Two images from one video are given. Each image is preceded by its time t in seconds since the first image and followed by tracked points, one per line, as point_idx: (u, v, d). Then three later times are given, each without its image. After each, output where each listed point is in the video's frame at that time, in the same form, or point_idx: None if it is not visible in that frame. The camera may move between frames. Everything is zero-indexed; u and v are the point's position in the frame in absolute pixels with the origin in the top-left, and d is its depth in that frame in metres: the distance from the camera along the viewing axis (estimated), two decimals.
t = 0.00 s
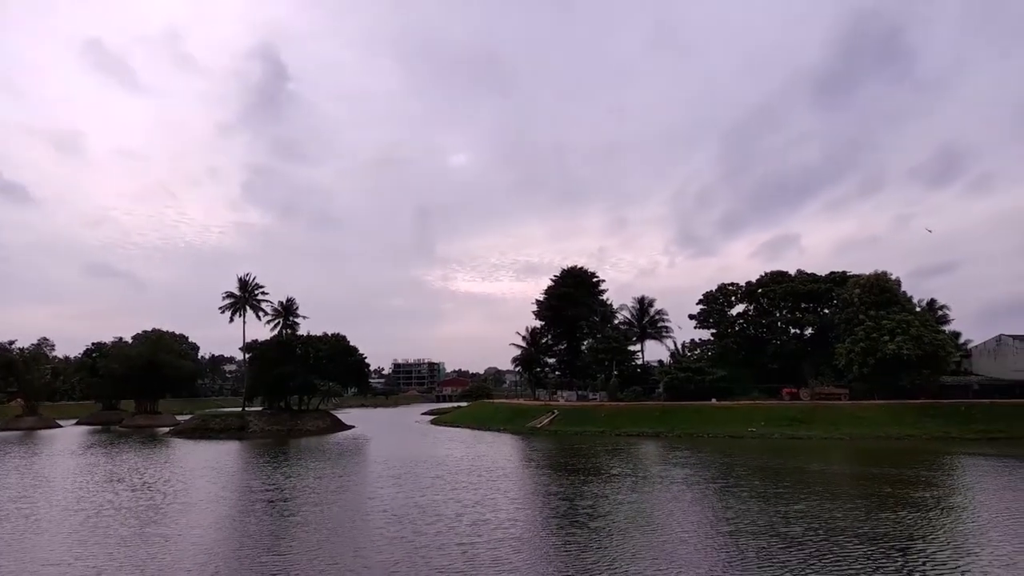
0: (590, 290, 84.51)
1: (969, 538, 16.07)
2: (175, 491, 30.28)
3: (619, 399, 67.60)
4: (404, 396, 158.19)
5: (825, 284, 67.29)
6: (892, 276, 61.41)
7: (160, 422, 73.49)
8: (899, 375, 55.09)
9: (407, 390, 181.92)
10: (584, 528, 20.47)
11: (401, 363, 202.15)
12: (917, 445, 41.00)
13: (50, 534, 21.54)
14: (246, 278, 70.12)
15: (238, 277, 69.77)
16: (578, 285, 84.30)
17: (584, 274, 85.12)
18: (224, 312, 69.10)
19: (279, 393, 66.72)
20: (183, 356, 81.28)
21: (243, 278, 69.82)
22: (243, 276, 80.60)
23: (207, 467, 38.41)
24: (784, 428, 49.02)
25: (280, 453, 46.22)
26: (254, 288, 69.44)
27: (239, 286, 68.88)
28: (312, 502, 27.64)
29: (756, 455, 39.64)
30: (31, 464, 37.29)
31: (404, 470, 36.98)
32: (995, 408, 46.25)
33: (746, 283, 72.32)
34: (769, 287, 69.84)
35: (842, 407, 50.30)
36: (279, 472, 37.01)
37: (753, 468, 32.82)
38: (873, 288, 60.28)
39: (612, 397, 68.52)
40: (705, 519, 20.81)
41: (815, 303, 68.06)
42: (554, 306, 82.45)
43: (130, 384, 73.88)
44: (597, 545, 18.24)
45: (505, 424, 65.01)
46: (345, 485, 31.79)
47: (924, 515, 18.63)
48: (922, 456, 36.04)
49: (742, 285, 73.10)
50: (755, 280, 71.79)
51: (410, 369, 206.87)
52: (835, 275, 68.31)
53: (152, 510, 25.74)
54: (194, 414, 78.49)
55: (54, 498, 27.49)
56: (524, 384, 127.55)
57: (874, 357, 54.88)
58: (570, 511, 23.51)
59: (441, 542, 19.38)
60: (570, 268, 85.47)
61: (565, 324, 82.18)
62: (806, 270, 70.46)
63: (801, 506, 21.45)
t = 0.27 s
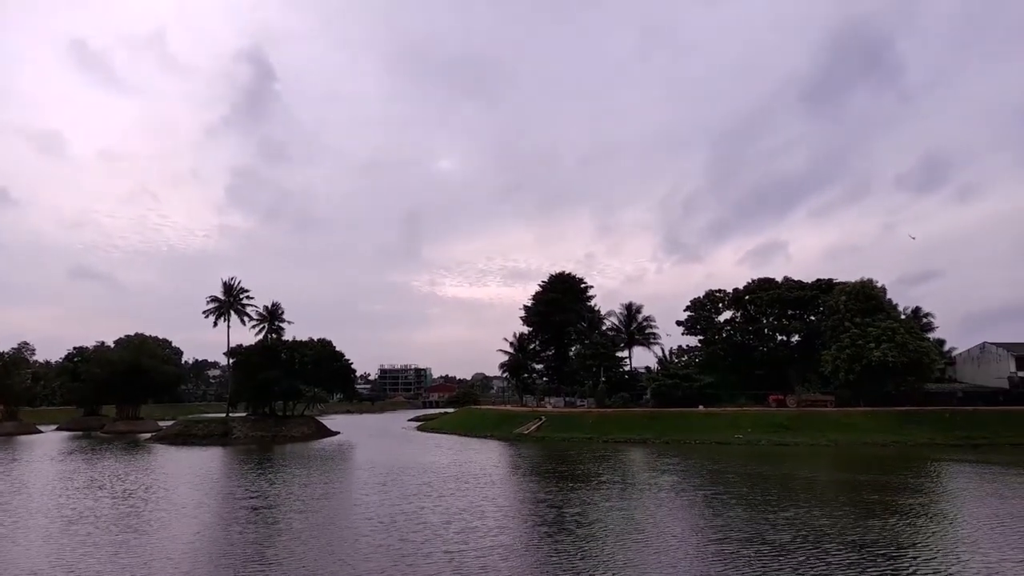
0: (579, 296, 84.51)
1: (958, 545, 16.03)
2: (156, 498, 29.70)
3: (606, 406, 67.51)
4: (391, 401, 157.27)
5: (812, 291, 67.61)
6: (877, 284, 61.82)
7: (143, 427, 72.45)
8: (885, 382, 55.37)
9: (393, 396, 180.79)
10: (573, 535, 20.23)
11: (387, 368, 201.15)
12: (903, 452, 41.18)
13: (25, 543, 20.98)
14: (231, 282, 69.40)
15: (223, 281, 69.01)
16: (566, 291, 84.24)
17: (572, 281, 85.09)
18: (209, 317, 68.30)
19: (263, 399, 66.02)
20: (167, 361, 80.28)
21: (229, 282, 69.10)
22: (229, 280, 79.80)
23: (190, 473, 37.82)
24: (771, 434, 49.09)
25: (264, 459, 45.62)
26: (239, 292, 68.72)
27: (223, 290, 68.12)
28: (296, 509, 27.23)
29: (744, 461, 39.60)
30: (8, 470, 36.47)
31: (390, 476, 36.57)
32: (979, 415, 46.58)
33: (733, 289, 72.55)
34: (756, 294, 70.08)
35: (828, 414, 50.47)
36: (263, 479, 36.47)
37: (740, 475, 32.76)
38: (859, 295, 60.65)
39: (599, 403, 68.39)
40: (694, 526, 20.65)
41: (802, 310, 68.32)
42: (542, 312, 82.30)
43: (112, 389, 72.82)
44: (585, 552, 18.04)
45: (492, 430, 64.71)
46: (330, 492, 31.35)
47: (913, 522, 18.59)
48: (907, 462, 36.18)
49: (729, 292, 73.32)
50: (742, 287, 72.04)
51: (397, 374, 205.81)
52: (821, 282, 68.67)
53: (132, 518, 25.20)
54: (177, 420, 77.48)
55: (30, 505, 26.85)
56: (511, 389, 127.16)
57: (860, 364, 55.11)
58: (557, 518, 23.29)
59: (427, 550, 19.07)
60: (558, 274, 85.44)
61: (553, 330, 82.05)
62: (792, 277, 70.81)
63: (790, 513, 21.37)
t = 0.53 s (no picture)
0: (575, 299, 84.63)
1: (956, 550, 16.01)
2: (151, 501, 29.57)
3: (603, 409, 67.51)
4: (387, 404, 156.97)
5: (807, 295, 67.75)
6: (873, 288, 61.97)
7: (137, 430, 72.09)
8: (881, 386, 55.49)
9: (389, 399, 180.46)
10: (569, 540, 20.20)
11: (383, 371, 200.80)
12: (898, 456, 41.26)
13: (19, 546, 20.84)
14: (227, 284, 69.21)
15: (219, 283, 68.86)
16: (563, 294, 84.27)
17: (569, 284, 85.19)
18: (205, 319, 68.09)
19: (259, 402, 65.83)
20: (163, 363, 80.03)
21: (225, 284, 68.94)
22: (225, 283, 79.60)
23: (185, 476, 37.66)
24: (767, 438, 49.13)
25: (260, 462, 45.46)
26: (235, 294, 68.59)
27: (219, 292, 67.97)
28: (291, 512, 27.13)
29: (740, 465, 39.62)
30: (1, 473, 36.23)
31: (386, 479, 36.50)
32: (974, 419, 46.70)
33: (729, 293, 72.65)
34: (752, 298, 70.19)
35: (823, 417, 50.56)
36: (258, 482, 36.32)
37: (736, 479, 32.80)
38: (855, 299, 60.80)
39: (595, 406, 68.38)
40: (691, 530, 20.63)
41: (798, 314, 68.44)
42: (539, 315, 82.34)
43: (107, 391, 72.49)
44: (581, 556, 18.05)
45: (488, 433, 64.67)
46: (325, 495, 31.22)
47: (909, 527, 18.60)
48: (903, 466, 36.28)
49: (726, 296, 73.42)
50: (738, 291, 72.14)
51: (393, 378, 205.49)
52: (817, 286, 68.83)
53: (126, 521, 25.06)
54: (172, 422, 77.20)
55: (23, 508, 26.68)
56: (507, 393, 127.05)
57: (856, 368, 55.23)
58: (554, 522, 23.25)
59: (423, 554, 18.98)
60: (554, 277, 85.57)
61: (549, 333, 82.08)
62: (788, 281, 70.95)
63: (786, 517, 21.37)
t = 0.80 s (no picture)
0: (571, 300, 84.69)
1: (952, 551, 16.05)
2: (147, 502, 29.48)
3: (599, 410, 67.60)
4: (383, 405, 156.79)
5: (803, 296, 67.92)
6: (868, 289, 62.17)
7: (133, 431, 71.84)
8: (875, 387, 55.68)
9: (385, 400, 180.24)
10: (566, 541, 20.16)
11: (379, 372, 200.55)
12: (892, 457, 41.43)
13: (14, 547, 20.76)
14: (222, 285, 69.05)
15: (215, 284, 68.67)
16: (559, 295, 84.35)
17: (565, 285, 85.27)
18: (200, 320, 67.88)
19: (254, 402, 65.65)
20: (158, 364, 79.81)
21: (220, 285, 68.75)
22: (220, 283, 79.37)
23: (181, 477, 37.55)
24: (763, 439, 49.23)
25: (255, 463, 45.35)
26: (231, 295, 68.42)
27: (215, 293, 67.79)
28: (287, 513, 27.05)
29: (736, 466, 39.74)
30: None
31: (382, 481, 36.47)
32: (968, 420, 46.90)
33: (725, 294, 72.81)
34: (747, 299, 70.34)
35: (819, 418, 50.70)
36: (254, 483, 36.26)
37: (732, 480, 32.91)
38: (850, 300, 60.99)
39: (591, 407, 68.45)
40: (687, 531, 20.66)
41: (793, 315, 68.61)
42: (535, 316, 82.39)
43: (102, 392, 72.24)
44: (578, 557, 18.09)
45: (484, 434, 64.71)
46: (321, 497, 31.15)
47: (906, 527, 18.65)
48: (898, 467, 36.41)
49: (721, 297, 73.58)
50: (734, 292, 72.30)
51: (389, 378, 205.25)
52: (812, 288, 69.02)
53: (122, 522, 24.98)
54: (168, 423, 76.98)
55: (18, 509, 26.57)
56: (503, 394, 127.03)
57: (851, 369, 55.41)
58: (550, 523, 23.25)
59: (420, 556, 18.93)
60: (551, 278, 85.63)
61: (545, 334, 82.13)
62: (784, 282, 71.14)
63: (783, 518, 21.44)
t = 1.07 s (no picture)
0: (567, 299, 84.73)
1: (951, 551, 16.03)
2: (142, 501, 29.31)
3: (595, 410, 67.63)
4: (379, 404, 156.53)
5: (799, 296, 68.05)
6: (864, 289, 62.34)
7: (128, 429, 71.60)
8: (871, 387, 55.81)
9: (381, 399, 179.95)
10: (562, 541, 20.10)
11: (375, 371, 200.52)
12: (887, 457, 41.46)
13: (8, 546, 20.61)
14: (218, 284, 68.87)
15: (211, 282, 68.42)
16: (555, 295, 84.41)
17: (561, 284, 85.32)
18: (196, 318, 67.67)
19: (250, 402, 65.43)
20: (153, 363, 79.49)
21: (216, 283, 68.50)
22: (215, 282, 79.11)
23: (176, 476, 37.37)
24: (759, 438, 49.29)
25: (251, 462, 45.20)
26: (227, 293, 68.20)
27: (210, 291, 67.56)
28: (283, 513, 26.95)
29: (732, 465, 39.81)
30: None
31: (379, 480, 36.41)
32: (963, 420, 47.05)
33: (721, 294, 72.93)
34: (744, 299, 70.44)
35: (815, 418, 50.73)
36: (250, 482, 36.13)
37: (728, 479, 32.98)
38: (845, 300, 61.15)
39: (587, 407, 68.44)
40: (684, 531, 20.61)
41: (789, 315, 68.73)
42: (531, 315, 82.39)
43: (97, 390, 71.99)
44: (574, 556, 18.08)
45: (480, 433, 64.64)
46: (318, 496, 31.05)
47: (904, 528, 18.62)
48: (894, 467, 36.45)
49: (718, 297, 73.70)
50: (730, 292, 72.42)
51: (385, 378, 205.08)
52: (808, 288, 69.15)
53: (116, 522, 24.81)
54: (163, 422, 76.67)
55: (12, 508, 26.38)
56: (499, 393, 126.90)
57: (846, 369, 55.55)
58: (547, 523, 23.22)
59: (417, 556, 18.86)
60: (547, 277, 85.65)
61: (542, 333, 82.13)
62: (780, 282, 71.28)
63: (780, 518, 21.45)
